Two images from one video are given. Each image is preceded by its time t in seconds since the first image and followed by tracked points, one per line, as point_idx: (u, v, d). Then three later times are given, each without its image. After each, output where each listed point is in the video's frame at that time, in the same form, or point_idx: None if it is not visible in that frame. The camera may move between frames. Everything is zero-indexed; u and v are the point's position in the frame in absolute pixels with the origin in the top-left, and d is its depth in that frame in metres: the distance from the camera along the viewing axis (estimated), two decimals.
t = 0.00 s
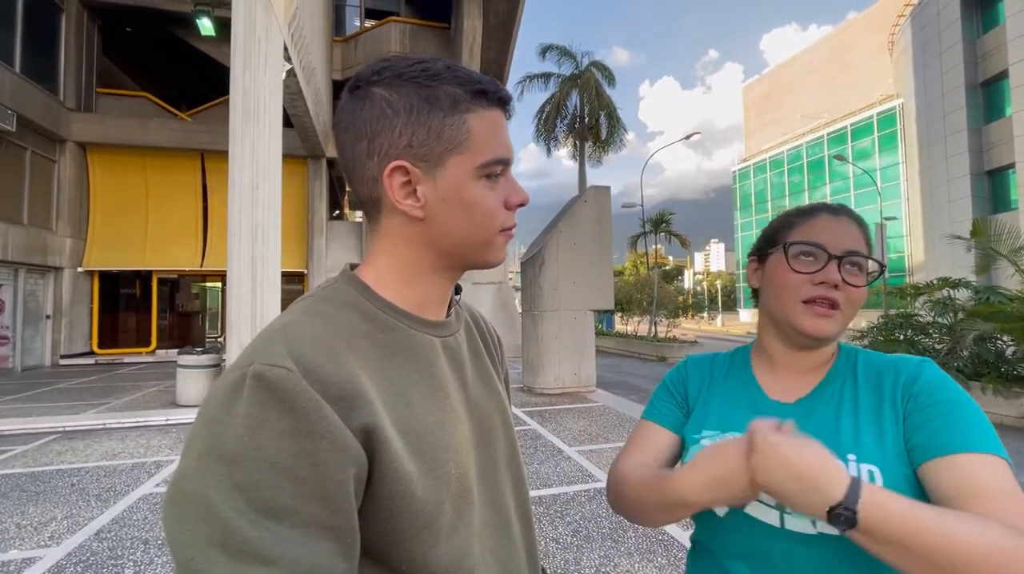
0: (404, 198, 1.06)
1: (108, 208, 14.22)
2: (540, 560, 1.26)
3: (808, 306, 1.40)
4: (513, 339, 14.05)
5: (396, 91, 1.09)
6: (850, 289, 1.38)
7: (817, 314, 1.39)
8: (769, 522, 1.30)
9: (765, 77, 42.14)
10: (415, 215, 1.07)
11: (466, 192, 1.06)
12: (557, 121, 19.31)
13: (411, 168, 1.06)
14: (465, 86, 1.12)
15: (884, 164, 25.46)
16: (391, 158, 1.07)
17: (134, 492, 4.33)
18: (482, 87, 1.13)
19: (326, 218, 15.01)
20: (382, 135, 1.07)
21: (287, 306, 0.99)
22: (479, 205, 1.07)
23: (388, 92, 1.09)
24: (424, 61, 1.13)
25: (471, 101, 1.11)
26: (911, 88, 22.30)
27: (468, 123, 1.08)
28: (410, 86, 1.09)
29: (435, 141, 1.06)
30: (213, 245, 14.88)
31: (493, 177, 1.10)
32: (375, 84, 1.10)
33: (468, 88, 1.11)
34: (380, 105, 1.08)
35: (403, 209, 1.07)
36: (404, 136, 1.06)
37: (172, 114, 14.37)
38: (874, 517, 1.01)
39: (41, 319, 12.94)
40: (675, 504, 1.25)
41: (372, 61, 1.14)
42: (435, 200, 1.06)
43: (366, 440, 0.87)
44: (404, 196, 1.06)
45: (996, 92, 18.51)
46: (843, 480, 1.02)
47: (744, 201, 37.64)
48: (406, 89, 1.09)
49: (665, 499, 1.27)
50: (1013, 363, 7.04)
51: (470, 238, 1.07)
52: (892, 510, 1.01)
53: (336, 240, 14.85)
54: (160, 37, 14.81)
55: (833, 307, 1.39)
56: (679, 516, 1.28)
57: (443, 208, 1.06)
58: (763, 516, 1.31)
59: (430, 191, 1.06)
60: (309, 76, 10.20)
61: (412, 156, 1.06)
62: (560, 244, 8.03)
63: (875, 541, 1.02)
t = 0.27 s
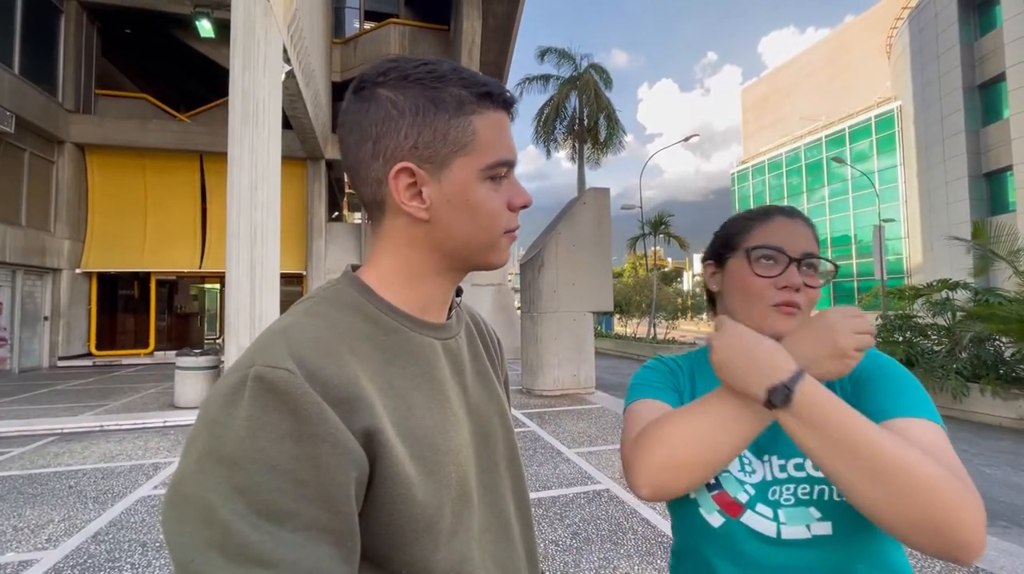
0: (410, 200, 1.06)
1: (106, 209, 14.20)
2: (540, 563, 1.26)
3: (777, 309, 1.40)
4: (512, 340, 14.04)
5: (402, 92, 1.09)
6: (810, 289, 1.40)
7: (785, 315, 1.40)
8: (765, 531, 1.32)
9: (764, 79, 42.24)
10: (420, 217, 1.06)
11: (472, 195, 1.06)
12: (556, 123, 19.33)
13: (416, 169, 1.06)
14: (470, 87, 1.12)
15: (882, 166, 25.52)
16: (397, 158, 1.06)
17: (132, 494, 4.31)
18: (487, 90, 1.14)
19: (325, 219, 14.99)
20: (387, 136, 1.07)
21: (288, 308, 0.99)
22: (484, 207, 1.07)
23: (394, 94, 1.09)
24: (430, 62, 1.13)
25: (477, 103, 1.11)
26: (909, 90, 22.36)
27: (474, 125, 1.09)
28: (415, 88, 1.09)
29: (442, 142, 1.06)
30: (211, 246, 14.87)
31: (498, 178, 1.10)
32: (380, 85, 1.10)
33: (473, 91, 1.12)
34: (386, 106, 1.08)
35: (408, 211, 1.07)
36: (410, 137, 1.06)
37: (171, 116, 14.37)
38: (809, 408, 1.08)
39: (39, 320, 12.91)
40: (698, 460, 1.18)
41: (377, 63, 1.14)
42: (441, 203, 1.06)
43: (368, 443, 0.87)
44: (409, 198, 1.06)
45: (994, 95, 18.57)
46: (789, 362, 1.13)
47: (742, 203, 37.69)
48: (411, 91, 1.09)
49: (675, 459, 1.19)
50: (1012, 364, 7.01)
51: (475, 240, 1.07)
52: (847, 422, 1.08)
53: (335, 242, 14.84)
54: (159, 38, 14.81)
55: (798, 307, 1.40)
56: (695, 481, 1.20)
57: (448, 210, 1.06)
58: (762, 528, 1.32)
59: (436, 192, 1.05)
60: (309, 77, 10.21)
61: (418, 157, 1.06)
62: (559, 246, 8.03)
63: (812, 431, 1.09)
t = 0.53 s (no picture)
0: (412, 201, 1.07)
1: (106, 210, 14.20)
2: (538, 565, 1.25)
3: (709, 318, 1.44)
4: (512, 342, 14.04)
5: (409, 92, 1.09)
6: (732, 290, 1.40)
7: (718, 323, 1.42)
8: (735, 539, 1.30)
9: (764, 81, 42.31)
10: (421, 218, 1.07)
11: (476, 198, 1.06)
12: (556, 125, 19.36)
13: (420, 170, 1.06)
14: (478, 91, 1.12)
15: (881, 168, 25.55)
16: (401, 159, 1.07)
17: (131, 495, 4.31)
18: (495, 93, 1.14)
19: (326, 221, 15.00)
20: (391, 135, 1.07)
21: (286, 309, 0.99)
22: (486, 210, 1.07)
23: (401, 93, 1.09)
24: (437, 62, 1.13)
25: (484, 107, 1.11)
26: (909, 92, 22.40)
27: (480, 129, 1.09)
28: (423, 88, 1.09)
29: (448, 144, 1.06)
30: (211, 247, 14.87)
31: (501, 183, 1.10)
32: (387, 84, 1.10)
33: (481, 94, 1.12)
34: (392, 105, 1.08)
35: (410, 212, 1.07)
36: (415, 138, 1.06)
37: (171, 117, 14.38)
38: (761, 407, 1.05)
39: (38, 321, 12.90)
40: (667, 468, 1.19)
41: (384, 61, 1.13)
42: (444, 205, 1.06)
43: (365, 445, 0.87)
44: (412, 198, 1.07)
45: (993, 97, 18.60)
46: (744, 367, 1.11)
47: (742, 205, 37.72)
48: (419, 91, 1.08)
49: (650, 465, 1.21)
50: (1012, 366, 7.01)
51: (476, 243, 1.07)
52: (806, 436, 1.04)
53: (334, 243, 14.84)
54: (159, 39, 14.83)
55: (728, 308, 1.40)
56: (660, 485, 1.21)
57: (450, 213, 1.06)
58: (733, 536, 1.30)
59: (439, 194, 1.05)
60: (309, 79, 10.22)
61: (422, 158, 1.06)
62: (559, 247, 8.03)
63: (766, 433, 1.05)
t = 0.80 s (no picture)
0: (414, 201, 1.06)
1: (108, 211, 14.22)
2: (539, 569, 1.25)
3: (739, 336, 1.43)
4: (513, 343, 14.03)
5: (408, 91, 1.08)
6: (744, 305, 1.39)
7: (743, 340, 1.42)
8: (736, 542, 1.36)
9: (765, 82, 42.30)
10: (423, 219, 1.07)
11: (477, 198, 1.06)
12: (557, 125, 19.37)
13: (421, 170, 1.06)
14: (477, 89, 1.11)
15: (883, 169, 25.50)
16: (402, 159, 1.06)
17: (131, 495, 4.31)
18: (494, 92, 1.13)
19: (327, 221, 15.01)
20: (391, 135, 1.07)
21: (287, 312, 0.99)
22: (488, 210, 1.07)
23: (399, 93, 1.08)
24: (435, 61, 1.12)
25: (483, 104, 1.11)
26: (910, 93, 22.37)
27: (480, 128, 1.08)
28: (420, 87, 1.08)
29: (448, 144, 1.05)
30: (213, 248, 14.89)
31: (504, 181, 1.10)
32: (385, 84, 1.10)
33: (480, 92, 1.11)
34: (391, 105, 1.08)
35: (412, 213, 1.07)
36: (415, 138, 1.06)
37: (173, 117, 14.41)
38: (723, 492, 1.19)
39: (40, 321, 12.92)
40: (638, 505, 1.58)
41: (383, 62, 1.13)
42: (446, 205, 1.05)
43: (367, 450, 0.86)
44: (413, 199, 1.06)
45: (995, 98, 18.55)
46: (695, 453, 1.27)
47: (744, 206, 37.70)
48: (417, 91, 1.08)
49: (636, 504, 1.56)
50: (1014, 369, 6.99)
51: (477, 244, 1.07)
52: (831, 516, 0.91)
53: (336, 243, 14.85)
54: (161, 40, 14.86)
55: (747, 324, 1.40)
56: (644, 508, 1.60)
57: (453, 213, 1.06)
58: (732, 537, 1.38)
59: (440, 194, 1.05)
60: (310, 79, 10.23)
61: (422, 158, 1.06)
62: (560, 248, 8.03)
63: None
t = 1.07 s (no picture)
0: (404, 203, 1.06)
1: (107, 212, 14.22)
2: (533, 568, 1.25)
3: (784, 337, 1.42)
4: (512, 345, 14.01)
5: (402, 91, 1.09)
6: (788, 304, 1.38)
7: (787, 341, 1.41)
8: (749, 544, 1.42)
9: (764, 85, 42.37)
10: (413, 220, 1.07)
11: (467, 200, 1.06)
12: (557, 127, 19.38)
13: (412, 170, 1.06)
14: (473, 91, 1.11)
15: (882, 172, 25.53)
16: (392, 158, 1.06)
17: (128, 497, 4.30)
18: (491, 94, 1.13)
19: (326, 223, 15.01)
20: (384, 134, 1.07)
21: (281, 312, 0.99)
22: (478, 213, 1.07)
23: (394, 93, 1.09)
24: (434, 62, 1.12)
25: (478, 107, 1.10)
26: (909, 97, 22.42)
27: (473, 130, 1.08)
28: (415, 88, 1.08)
29: (440, 145, 1.05)
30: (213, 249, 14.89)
31: (495, 186, 1.09)
32: (380, 84, 1.10)
33: (475, 95, 1.11)
34: (385, 105, 1.08)
35: (402, 213, 1.07)
36: (406, 138, 1.06)
37: (173, 119, 14.42)
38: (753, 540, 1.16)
39: (39, 322, 12.91)
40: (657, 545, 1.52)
41: (381, 61, 1.14)
42: (435, 206, 1.05)
43: (360, 451, 0.86)
44: (403, 199, 1.06)
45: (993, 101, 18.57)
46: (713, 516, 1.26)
47: (743, 208, 37.73)
48: (412, 91, 1.08)
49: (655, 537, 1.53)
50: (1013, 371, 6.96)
51: (466, 244, 1.07)
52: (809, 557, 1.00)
53: (335, 245, 14.85)
54: (161, 42, 14.89)
55: (793, 328, 1.39)
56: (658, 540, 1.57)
57: (442, 216, 1.06)
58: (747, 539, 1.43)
59: (430, 196, 1.05)
60: (310, 81, 10.24)
61: (413, 158, 1.06)
62: (559, 250, 8.03)
63: None
